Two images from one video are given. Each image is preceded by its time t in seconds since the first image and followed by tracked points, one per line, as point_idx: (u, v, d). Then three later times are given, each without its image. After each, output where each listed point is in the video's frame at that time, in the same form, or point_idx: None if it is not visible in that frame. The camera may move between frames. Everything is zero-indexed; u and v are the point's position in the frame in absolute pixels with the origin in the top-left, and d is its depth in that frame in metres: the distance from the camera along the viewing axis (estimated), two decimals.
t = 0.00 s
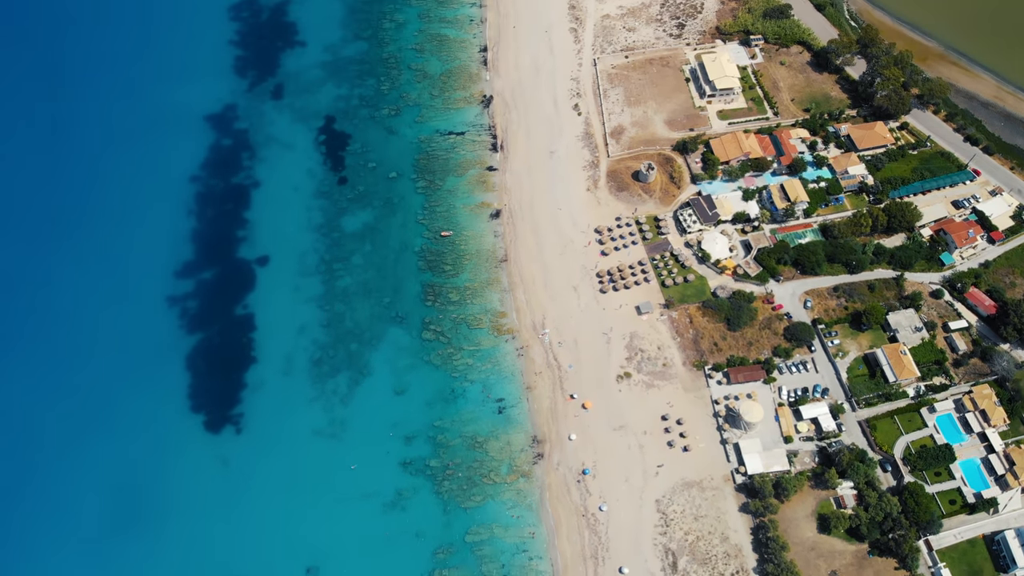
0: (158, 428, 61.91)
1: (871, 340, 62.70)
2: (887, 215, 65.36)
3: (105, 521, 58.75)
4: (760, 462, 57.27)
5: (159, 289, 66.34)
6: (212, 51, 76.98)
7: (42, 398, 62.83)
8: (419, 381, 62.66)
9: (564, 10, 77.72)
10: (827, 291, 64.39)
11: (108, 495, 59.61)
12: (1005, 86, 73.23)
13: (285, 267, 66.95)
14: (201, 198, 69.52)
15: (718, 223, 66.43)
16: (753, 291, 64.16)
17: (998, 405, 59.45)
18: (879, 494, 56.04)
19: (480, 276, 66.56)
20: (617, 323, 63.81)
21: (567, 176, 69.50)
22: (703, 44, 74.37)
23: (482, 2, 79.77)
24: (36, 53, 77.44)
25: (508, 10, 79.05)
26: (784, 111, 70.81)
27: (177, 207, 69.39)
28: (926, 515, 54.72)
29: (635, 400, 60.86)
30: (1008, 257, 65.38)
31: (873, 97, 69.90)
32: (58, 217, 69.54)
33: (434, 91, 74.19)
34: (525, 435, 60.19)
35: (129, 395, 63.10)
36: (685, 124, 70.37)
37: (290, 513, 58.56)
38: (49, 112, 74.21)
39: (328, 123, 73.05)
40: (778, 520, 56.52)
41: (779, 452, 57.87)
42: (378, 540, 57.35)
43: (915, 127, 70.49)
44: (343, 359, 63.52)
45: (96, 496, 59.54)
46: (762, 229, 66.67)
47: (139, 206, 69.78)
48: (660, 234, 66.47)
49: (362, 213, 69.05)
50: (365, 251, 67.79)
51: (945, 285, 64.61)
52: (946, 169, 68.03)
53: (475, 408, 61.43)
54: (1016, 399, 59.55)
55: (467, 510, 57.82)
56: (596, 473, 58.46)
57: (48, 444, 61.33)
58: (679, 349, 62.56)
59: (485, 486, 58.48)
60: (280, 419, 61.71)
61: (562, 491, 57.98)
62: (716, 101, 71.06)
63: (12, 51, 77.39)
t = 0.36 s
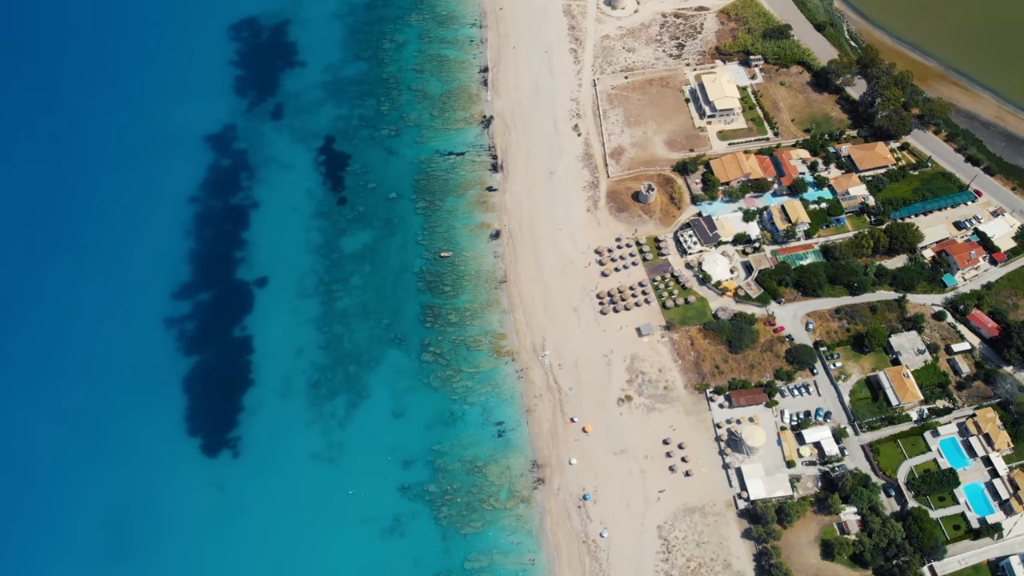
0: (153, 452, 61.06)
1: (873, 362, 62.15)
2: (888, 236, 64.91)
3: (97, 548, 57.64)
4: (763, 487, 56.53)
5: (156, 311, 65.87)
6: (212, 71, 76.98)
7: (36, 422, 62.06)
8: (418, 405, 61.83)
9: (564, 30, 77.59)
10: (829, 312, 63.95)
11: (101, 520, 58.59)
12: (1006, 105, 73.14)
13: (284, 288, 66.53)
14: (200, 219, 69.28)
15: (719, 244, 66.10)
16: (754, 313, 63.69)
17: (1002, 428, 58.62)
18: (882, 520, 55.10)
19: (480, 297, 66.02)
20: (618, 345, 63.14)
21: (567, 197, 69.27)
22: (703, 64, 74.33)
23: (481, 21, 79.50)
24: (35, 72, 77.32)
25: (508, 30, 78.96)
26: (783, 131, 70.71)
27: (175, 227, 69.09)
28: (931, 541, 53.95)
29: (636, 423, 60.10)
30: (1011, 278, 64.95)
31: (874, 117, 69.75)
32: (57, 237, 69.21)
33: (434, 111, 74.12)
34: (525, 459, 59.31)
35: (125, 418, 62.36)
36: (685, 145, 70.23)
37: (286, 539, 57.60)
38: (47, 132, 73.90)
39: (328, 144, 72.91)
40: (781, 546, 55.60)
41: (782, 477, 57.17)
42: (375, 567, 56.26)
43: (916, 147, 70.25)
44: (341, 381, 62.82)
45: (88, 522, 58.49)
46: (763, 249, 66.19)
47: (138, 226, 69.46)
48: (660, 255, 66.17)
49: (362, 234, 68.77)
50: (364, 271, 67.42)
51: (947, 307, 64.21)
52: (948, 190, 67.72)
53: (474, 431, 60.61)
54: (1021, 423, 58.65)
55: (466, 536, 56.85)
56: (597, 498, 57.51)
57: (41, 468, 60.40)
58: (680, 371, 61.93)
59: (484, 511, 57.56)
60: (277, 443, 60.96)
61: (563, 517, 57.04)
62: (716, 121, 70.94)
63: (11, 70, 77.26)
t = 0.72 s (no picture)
0: (148, 476, 60.23)
1: (876, 385, 61.56)
2: (890, 257, 64.46)
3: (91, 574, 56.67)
4: (765, 513, 55.52)
5: (154, 332, 65.23)
6: (212, 91, 76.93)
7: (31, 445, 61.32)
8: (417, 428, 61.05)
9: (564, 50, 77.57)
10: (831, 334, 63.52)
11: (95, 546, 57.69)
12: (1007, 125, 73.03)
13: (282, 309, 65.97)
14: (198, 239, 68.96)
15: (720, 265, 65.68)
16: (756, 335, 63.23)
17: (1006, 452, 57.83)
18: (887, 546, 54.04)
19: (479, 318, 65.40)
20: (619, 367, 62.40)
21: (567, 217, 68.99)
22: (702, 85, 74.32)
23: (481, 41, 79.36)
24: (34, 90, 77.00)
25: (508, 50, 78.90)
26: (784, 152, 70.55)
27: (174, 248, 68.74)
28: (935, 567, 52.88)
29: (637, 447, 59.31)
30: (1013, 300, 64.53)
31: (874, 137, 69.56)
32: (55, 257, 68.71)
33: (434, 131, 74.03)
34: (525, 484, 58.47)
35: (120, 441, 61.63)
36: (685, 165, 70.07)
37: (282, 566, 56.57)
38: (46, 151, 73.52)
39: (328, 164, 72.75)
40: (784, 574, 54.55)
41: (785, 502, 56.10)
42: None
43: (917, 168, 69.98)
44: (340, 404, 62.03)
45: (82, 548, 57.62)
46: (764, 271, 66.06)
47: (136, 246, 69.08)
48: (661, 275, 65.80)
49: (361, 254, 68.40)
50: (363, 292, 66.88)
51: (950, 329, 63.74)
52: (950, 210, 67.45)
53: (473, 455, 59.83)
54: None
55: (465, 563, 55.91)
56: (598, 524, 56.54)
57: (34, 492, 59.53)
58: (681, 395, 61.24)
59: (483, 537, 56.61)
60: (274, 467, 60.19)
61: (564, 543, 56.05)
62: (716, 142, 70.86)
63: (11, 89, 76.96)
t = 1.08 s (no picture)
0: (144, 501, 59.35)
1: (879, 409, 60.96)
2: (893, 278, 64.16)
3: None
4: (768, 538, 54.64)
5: (151, 355, 64.74)
6: (211, 111, 76.82)
7: (24, 469, 60.49)
8: (416, 452, 60.29)
9: (564, 70, 77.54)
10: (833, 357, 62.93)
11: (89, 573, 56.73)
12: (1007, 144, 72.92)
13: (280, 330, 65.49)
14: (197, 260, 68.61)
15: (721, 286, 65.31)
16: (758, 357, 62.57)
17: (1011, 476, 57.25)
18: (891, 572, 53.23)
19: (479, 339, 64.72)
20: (620, 389, 61.63)
21: (567, 238, 68.63)
22: (702, 105, 74.26)
23: (481, 60, 79.27)
24: (33, 110, 76.86)
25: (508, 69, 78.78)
26: (784, 172, 70.36)
27: (172, 269, 68.36)
28: None
29: (639, 472, 58.44)
30: (1016, 321, 64.00)
31: (875, 158, 69.46)
32: (52, 279, 68.25)
33: (433, 151, 73.88)
34: (525, 509, 57.53)
35: (115, 465, 60.79)
36: (685, 185, 69.86)
37: None
38: (45, 171, 73.38)
39: (327, 184, 72.51)
40: None
41: (788, 528, 55.13)
42: None
43: (919, 188, 69.68)
44: (338, 428, 61.42)
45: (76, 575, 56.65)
46: (766, 292, 65.42)
47: (135, 266, 68.73)
48: (662, 296, 65.23)
49: (360, 275, 68.00)
50: (361, 313, 66.38)
51: (953, 350, 63.13)
52: (951, 231, 67.15)
53: (472, 479, 58.96)
54: None
55: None
56: (599, 551, 55.52)
57: (28, 518, 58.67)
58: (683, 418, 60.43)
59: (482, 564, 55.57)
60: (271, 492, 59.43)
61: (564, 571, 54.96)
62: (716, 162, 70.68)
63: (10, 109, 76.82)
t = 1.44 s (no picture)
0: (137, 525, 58.40)
1: (882, 432, 60.22)
2: (895, 300, 63.73)
3: None
4: (771, 565, 53.70)
5: (148, 377, 64.23)
6: (211, 130, 76.72)
7: (17, 492, 59.67)
8: (414, 476, 59.49)
9: (564, 90, 77.55)
10: (835, 379, 62.41)
11: None
12: (1009, 164, 72.73)
13: (278, 351, 65.01)
14: (195, 280, 68.24)
15: (722, 307, 64.77)
16: (760, 379, 61.95)
17: (1016, 501, 56.17)
18: None
19: (478, 360, 64.01)
20: (620, 413, 60.94)
21: (567, 258, 68.27)
22: (702, 124, 74.17)
23: (481, 80, 79.21)
24: (33, 129, 76.68)
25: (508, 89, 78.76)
26: (785, 192, 70.12)
27: (170, 289, 67.99)
28: None
29: (641, 497, 57.64)
30: (1020, 343, 63.50)
31: (876, 178, 69.16)
32: (50, 300, 67.85)
33: (433, 171, 73.68)
34: (524, 535, 56.57)
35: (110, 488, 59.99)
36: (685, 206, 69.59)
37: None
38: (44, 190, 73.24)
39: (327, 204, 72.29)
40: None
41: (791, 554, 54.29)
42: None
43: (920, 209, 69.40)
44: (335, 451, 60.74)
45: None
46: (767, 313, 64.90)
47: (133, 287, 68.37)
48: (662, 317, 64.72)
49: (359, 295, 67.55)
50: (360, 334, 65.80)
51: (956, 372, 62.58)
52: (953, 252, 66.80)
53: (471, 504, 58.11)
54: None
55: None
56: None
57: (19, 543, 57.66)
58: (684, 442, 59.74)
59: None
60: (267, 516, 58.50)
61: None
62: (716, 182, 70.57)
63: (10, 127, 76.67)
